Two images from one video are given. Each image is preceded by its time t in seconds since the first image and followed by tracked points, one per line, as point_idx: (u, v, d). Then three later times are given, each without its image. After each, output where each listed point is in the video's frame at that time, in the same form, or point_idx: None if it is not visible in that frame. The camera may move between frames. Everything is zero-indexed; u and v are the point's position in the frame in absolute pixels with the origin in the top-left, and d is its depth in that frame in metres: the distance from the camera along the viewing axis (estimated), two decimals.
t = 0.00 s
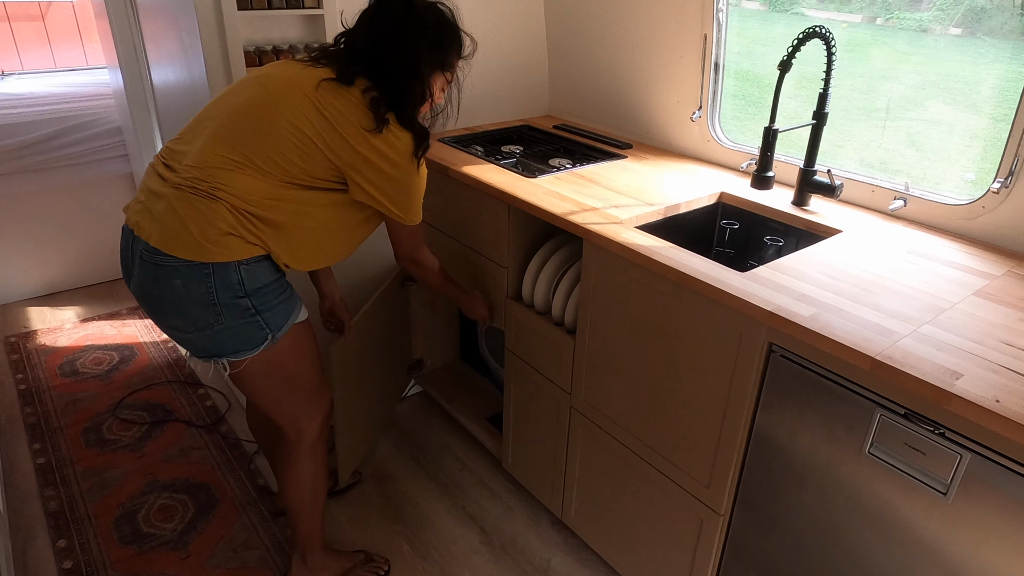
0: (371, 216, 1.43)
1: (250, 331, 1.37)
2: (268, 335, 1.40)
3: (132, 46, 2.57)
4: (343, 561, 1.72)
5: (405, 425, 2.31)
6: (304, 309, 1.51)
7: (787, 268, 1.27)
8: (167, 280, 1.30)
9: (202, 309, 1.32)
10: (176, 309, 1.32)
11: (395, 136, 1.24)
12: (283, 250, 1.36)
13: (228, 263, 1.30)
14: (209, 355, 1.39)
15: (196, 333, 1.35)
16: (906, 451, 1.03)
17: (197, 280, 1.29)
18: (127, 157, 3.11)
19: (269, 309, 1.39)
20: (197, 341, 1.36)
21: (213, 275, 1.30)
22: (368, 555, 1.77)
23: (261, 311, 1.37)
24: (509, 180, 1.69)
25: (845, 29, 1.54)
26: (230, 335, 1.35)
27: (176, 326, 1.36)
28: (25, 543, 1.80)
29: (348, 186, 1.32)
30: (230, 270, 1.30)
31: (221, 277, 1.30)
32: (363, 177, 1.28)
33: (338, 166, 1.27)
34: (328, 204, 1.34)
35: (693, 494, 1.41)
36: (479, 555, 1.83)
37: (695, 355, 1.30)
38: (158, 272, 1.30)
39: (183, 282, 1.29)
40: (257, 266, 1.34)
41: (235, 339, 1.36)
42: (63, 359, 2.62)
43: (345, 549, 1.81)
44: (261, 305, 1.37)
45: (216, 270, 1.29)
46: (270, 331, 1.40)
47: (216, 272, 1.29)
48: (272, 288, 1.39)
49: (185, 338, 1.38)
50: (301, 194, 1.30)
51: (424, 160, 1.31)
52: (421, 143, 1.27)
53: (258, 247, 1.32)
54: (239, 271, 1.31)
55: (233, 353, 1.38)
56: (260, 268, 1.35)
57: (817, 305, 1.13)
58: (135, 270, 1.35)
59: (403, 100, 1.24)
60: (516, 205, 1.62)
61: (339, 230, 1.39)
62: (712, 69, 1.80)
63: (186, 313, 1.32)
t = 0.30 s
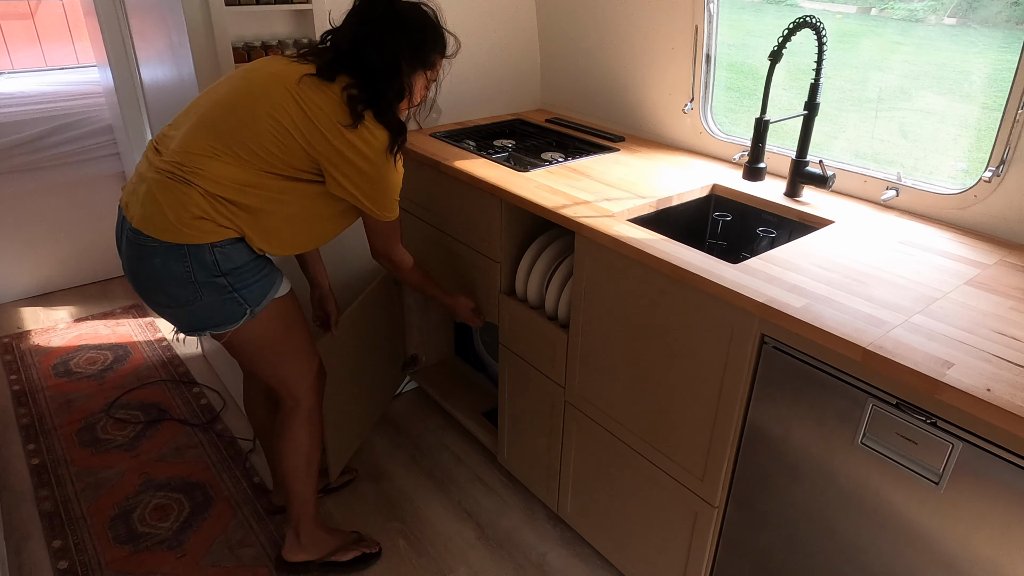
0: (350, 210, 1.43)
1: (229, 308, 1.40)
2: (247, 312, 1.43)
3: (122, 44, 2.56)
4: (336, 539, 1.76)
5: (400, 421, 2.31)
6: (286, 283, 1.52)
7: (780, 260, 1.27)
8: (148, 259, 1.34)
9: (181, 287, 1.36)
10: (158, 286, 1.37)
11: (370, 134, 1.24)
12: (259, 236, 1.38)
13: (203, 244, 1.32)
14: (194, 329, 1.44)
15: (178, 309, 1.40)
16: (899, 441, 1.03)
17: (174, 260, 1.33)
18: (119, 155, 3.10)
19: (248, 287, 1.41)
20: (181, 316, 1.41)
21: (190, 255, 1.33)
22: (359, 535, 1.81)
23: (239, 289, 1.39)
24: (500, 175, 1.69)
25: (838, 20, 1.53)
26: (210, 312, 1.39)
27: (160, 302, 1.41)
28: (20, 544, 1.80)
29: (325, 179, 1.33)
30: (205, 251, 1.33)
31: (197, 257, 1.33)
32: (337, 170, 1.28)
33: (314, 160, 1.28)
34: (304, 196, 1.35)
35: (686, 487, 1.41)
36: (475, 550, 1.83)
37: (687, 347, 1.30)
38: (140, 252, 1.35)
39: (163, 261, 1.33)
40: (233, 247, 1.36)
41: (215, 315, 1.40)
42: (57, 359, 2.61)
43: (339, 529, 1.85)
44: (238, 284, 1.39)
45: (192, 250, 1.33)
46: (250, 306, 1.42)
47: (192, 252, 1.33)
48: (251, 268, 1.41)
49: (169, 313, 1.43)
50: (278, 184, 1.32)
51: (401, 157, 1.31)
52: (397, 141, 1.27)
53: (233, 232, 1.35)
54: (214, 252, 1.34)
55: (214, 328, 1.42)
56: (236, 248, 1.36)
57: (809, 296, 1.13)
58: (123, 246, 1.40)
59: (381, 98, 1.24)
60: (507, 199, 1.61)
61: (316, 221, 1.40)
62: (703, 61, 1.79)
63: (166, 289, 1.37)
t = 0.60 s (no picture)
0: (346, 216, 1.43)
1: (216, 302, 1.41)
2: (234, 307, 1.43)
3: (124, 45, 2.56)
4: (343, 508, 1.86)
5: (402, 421, 2.31)
6: (277, 284, 1.53)
7: (781, 258, 1.26)
8: (140, 246, 1.35)
9: (170, 277, 1.36)
10: (148, 274, 1.37)
11: (369, 145, 1.23)
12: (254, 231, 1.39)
13: (196, 236, 1.33)
14: (180, 321, 1.45)
15: (166, 299, 1.40)
16: (902, 440, 1.02)
17: (166, 248, 1.34)
18: (121, 156, 3.10)
19: (237, 283, 1.42)
20: (167, 306, 1.41)
21: (182, 245, 1.34)
22: (362, 503, 1.92)
23: (228, 283, 1.40)
24: (502, 174, 1.68)
25: (841, 17, 1.52)
26: (197, 304, 1.40)
27: (148, 291, 1.41)
28: (23, 544, 1.80)
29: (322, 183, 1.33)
30: (197, 242, 1.34)
31: (188, 247, 1.34)
32: (334, 178, 1.28)
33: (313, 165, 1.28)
34: (302, 198, 1.36)
35: (688, 486, 1.41)
36: (477, 550, 1.83)
37: (689, 346, 1.30)
38: (134, 238, 1.36)
39: (155, 248, 1.34)
40: (226, 242, 1.37)
41: (202, 308, 1.40)
42: (60, 360, 2.61)
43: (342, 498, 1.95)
44: (228, 279, 1.40)
45: (183, 240, 1.33)
46: (237, 302, 1.43)
47: (183, 243, 1.33)
48: (243, 264, 1.42)
49: (156, 302, 1.43)
50: (275, 183, 1.32)
51: (400, 168, 1.30)
52: (396, 154, 1.27)
53: (228, 225, 1.36)
54: (206, 244, 1.35)
55: (199, 321, 1.42)
56: (229, 243, 1.37)
57: (811, 295, 1.12)
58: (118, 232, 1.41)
59: (383, 109, 1.23)
60: (508, 198, 1.61)
61: (311, 223, 1.40)
62: (705, 59, 1.79)
63: (155, 278, 1.37)
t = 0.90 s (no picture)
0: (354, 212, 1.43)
1: (224, 298, 1.41)
2: (241, 303, 1.43)
3: (126, 43, 2.56)
4: (346, 506, 1.86)
5: (406, 418, 2.31)
6: (285, 281, 1.53)
7: (786, 253, 1.26)
8: (148, 241, 1.35)
9: (178, 272, 1.37)
10: (155, 269, 1.37)
11: (378, 140, 1.22)
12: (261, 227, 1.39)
13: (204, 231, 1.33)
14: (187, 317, 1.45)
15: (173, 294, 1.40)
16: (908, 436, 1.02)
17: (174, 244, 1.34)
18: (124, 154, 3.09)
19: (245, 278, 1.42)
20: (175, 302, 1.41)
21: (190, 241, 1.34)
22: (366, 500, 1.92)
23: (235, 279, 1.40)
24: (504, 170, 1.68)
25: (845, 11, 1.51)
26: (204, 299, 1.40)
27: (156, 286, 1.41)
28: (29, 542, 1.81)
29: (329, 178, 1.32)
30: (205, 238, 1.34)
31: (197, 243, 1.34)
32: (343, 174, 1.28)
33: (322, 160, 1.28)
34: (310, 194, 1.36)
35: (692, 483, 1.41)
36: (481, 546, 1.83)
37: (694, 342, 1.29)
38: (142, 233, 1.36)
39: (163, 244, 1.34)
40: (235, 238, 1.37)
41: (209, 303, 1.41)
42: (64, 358, 2.62)
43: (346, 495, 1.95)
44: (235, 275, 1.40)
45: (192, 236, 1.33)
46: (244, 299, 1.43)
47: (192, 238, 1.33)
48: (251, 260, 1.42)
49: (163, 298, 1.43)
50: (283, 179, 1.32)
51: (408, 164, 1.29)
52: (405, 150, 1.26)
53: (236, 221, 1.36)
54: (215, 240, 1.35)
55: (206, 316, 1.42)
56: (237, 239, 1.37)
57: (816, 290, 1.11)
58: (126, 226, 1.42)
59: (394, 105, 1.22)
60: (511, 195, 1.60)
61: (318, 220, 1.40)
62: (708, 54, 1.78)
63: (163, 273, 1.37)
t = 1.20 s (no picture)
0: (365, 215, 1.43)
1: (254, 310, 1.44)
2: (271, 313, 1.46)
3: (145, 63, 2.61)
4: (372, 503, 1.92)
5: (421, 429, 2.32)
6: (309, 288, 1.56)
7: (798, 262, 1.26)
8: (177, 262, 1.39)
9: (208, 289, 1.40)
10: (187, 288, 1.41)
11: (377, 137, 1.22)
12: (280, 239, 1.42)
13: (229, 248, 1.37)
14: (222, 333, 1.48)
15: (206, 312, 1.44)
16: (924, 443, 1.02)
17: (202, 262, 1.38)
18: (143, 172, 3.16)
19: (271, 289, 1.45)
20: (207, 318, 1.45)
21: (216, 258, 1.37)
22: (388, 495, 1.98)
23: (263, 291, 1.43)
24: (517, 183, 1.69)
25: (854, 19, 1.52)
26: (236, 313, 1.43)
27: (189, 306, 1.45)
28: (52, 554, 1.83)
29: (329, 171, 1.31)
30: (230, 253, 1.37)
31: (223, 259, 1.37)
32: (342, 177, 1.26)
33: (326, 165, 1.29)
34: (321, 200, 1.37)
35: (708, 493, 1.41)
36: (497, 557, 1.83)
37: (707, 352, 1.29)
38: (172, 254, 1.40)
39: (191, 263, 1.38)
40: (258, 251, 1.40)
41: (241, 316, 1.44)
42: (85, 373, 2.66)
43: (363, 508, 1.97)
44: (262, 287, 1.43)
45: (218, 253, 1.37)
46: (274, 309, 1.46)
47: (218, 255, 1.37)
48: (275, 271, 1.45)
49: (197, 317, 1.46)
50: (294, 189, 1.34)
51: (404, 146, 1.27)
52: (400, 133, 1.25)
53: (256, 235, 1.39)
54: (239, 255, 1.38)
55: (240, 330, 1.45)
56: (261, 251, 1.41)
57: (829, 299, 1.12)
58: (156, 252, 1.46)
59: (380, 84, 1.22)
60: (524, 208, 1.62)
61: (327, 220, 1.39)
62: (718, 65, 1.80)
63: (194, 291, 1.41)
